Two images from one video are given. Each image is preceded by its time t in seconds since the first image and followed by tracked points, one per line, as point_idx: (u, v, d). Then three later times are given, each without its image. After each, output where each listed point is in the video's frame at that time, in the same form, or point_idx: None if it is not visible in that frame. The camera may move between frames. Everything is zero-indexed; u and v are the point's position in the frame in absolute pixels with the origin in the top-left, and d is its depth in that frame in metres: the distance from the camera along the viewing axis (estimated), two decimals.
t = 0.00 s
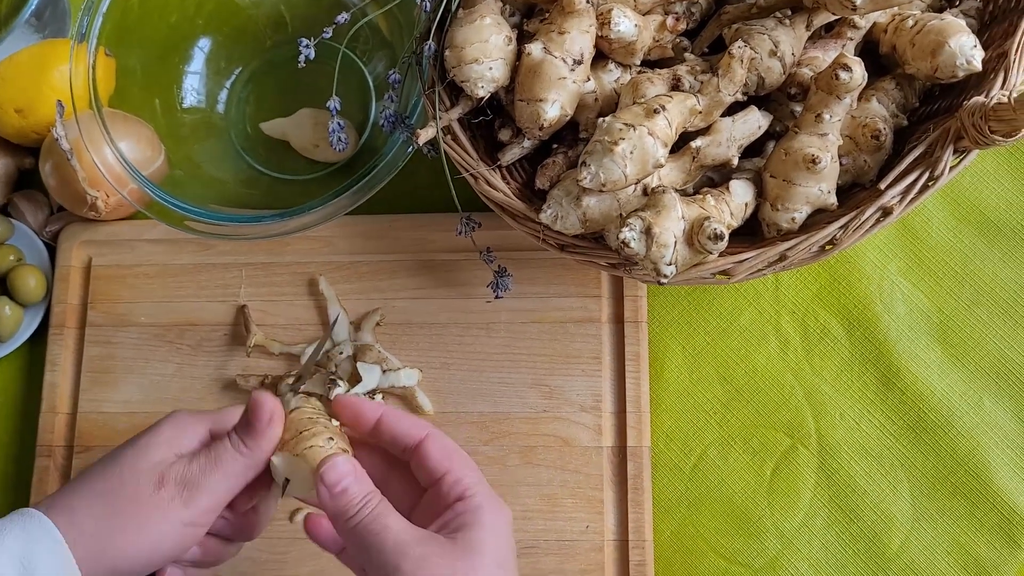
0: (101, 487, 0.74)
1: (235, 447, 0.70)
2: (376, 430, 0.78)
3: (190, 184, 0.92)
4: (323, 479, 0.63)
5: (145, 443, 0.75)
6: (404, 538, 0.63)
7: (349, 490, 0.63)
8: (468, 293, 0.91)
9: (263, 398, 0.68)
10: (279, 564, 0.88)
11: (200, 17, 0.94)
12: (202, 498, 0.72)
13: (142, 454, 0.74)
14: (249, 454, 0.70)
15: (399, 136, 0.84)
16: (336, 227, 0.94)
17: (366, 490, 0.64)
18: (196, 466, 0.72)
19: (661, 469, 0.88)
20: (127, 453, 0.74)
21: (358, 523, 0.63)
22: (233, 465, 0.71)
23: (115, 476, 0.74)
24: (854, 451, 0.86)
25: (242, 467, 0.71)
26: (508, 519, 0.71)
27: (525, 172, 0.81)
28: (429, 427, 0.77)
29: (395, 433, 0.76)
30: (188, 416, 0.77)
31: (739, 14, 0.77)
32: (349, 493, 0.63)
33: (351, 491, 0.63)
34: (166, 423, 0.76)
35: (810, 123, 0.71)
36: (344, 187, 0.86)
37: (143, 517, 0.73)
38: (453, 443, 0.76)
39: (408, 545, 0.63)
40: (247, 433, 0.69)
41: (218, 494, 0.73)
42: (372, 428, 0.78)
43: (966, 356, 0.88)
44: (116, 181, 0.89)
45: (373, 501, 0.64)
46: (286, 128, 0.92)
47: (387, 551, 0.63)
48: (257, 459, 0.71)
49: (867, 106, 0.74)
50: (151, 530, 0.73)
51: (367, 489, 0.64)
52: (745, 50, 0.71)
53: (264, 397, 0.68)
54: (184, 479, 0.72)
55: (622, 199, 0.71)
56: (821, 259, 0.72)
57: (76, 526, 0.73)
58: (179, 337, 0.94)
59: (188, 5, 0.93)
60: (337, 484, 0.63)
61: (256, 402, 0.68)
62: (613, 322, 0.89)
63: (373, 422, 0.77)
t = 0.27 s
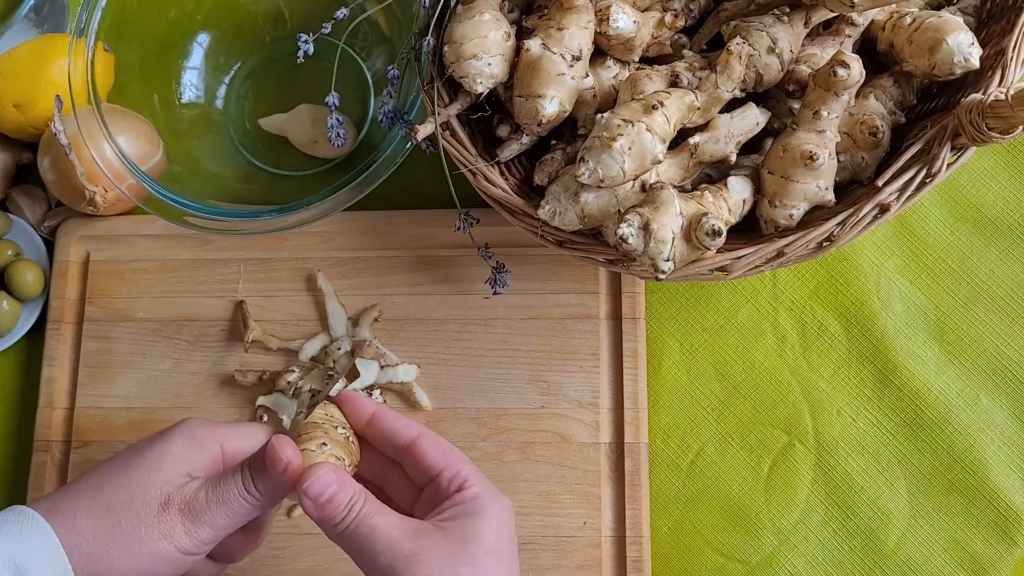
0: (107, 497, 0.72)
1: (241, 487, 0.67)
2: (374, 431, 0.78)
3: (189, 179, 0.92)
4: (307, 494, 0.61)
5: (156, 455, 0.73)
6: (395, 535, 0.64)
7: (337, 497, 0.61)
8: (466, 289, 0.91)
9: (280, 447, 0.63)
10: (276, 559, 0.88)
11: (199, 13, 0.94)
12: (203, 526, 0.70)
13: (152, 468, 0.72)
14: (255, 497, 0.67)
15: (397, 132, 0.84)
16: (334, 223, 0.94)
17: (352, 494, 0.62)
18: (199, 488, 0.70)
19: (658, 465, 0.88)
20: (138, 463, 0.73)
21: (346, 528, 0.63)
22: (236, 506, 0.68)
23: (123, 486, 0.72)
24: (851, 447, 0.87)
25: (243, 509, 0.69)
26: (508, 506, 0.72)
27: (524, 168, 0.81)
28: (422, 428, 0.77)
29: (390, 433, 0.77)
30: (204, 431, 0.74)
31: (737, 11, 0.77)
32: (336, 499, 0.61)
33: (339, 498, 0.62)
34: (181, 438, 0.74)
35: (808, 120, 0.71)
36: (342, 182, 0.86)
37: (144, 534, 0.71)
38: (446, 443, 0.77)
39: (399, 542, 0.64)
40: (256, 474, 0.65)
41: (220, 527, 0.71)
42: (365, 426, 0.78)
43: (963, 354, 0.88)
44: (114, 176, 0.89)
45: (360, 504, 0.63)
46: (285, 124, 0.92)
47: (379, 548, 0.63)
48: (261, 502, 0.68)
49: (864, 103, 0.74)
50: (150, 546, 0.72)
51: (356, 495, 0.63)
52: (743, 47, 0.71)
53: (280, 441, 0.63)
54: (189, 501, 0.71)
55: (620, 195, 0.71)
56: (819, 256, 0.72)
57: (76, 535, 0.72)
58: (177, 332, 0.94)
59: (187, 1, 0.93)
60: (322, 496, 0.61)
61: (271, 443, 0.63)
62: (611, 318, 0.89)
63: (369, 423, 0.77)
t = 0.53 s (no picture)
0: (126, 515, 0.69)
1: (259, 463, 0.67)
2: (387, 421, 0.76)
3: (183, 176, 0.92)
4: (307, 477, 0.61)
5: (167, 464, 0.70)
6: (389, 524, 0.64)
7: (336, 482, 0.62)
8: (461, 286, 0.91)
9: (294, 423, 0.64)
10: (271, 555, 0.88)
11: (195, 8, 0.94)
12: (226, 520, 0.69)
13: (167, 476, 0.70)
14: (275, 471, 0.67)
15: (393, 128, 0.84)
16: (329, 219, 0.94)
17: (352, 480, 0.63)
18: (216, 481, 0.69)
19: (652, 461, 0.88)
20: (150, 474, 0.70)
21: (342, 512, 0.63)
22: (256, 485, 0.68)
23: (142, 500, 0.69)
24: (844, 444, 0.87)
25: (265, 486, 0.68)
26: (503, 502, 0.72)
27: (519, 165, 0.81)
28: (434, 419, 0.76)
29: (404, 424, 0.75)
30: (207, 429, 0.73)
31: (732, 9, 0.78)
32: (335, 484, 0.62)
33: (338, 483, 0.62)
34: (189, 441, 0.72)
35: (802, 117, 0.71)
36: (338, 178, 0.86)
37: (170, 543, 0.69)
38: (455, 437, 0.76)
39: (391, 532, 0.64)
40: (272, 450, 0.66)
41: (241, 515, 0.70)
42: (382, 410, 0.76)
43: (956, 351, 0.88)
44: (109, 171, 0.89)
45: (358, 489, 0.63)
46: (280, 120, 0.92)
47: (372, 536, 0.64)
48: (279, 474, 0.68)
49: (859, 101, 0.74)
50: (178, 555, 0.69)
51: (355, 481, 0.63)
52: (739, 44, 0.71)
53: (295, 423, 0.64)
54: (210, 499, 0.69)
55: (615, 191, 0.71)
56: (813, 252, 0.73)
57: (102, 555, 0.68)
58: (172, 327, 0.94)
59: None
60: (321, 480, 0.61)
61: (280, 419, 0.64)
62: (606, 315, 0.90)
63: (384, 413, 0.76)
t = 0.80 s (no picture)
0: (110, 494, 0.67)
1: (253, 441, 0.68)
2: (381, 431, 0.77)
3: (178, 171, 0.92)
4: (325, 465, 0.63)
5: (155, 446, 0.69)
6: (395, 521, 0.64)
7: (350, 474, 0.63)
8: (458, 282, 0.91)
9: (297, 400, 0.69)
10: (266, 551, 0.88)
11: (192, 2, 0.93)
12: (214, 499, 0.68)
13: (157, 454, 0.69)
14: (267, 452, 0.68)
15: (391, 123, 0.83)
16: (327, 214, 0.93)
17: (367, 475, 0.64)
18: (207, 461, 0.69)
19: (650, 458, 0.88)
20: (141, 452, 0.69)
21: (353, 506, 0.64)
22: (246, 466, 0.68)
23: (127, 479, 0.68)
24: (842, 442, 0.87)
25: (255, 467, 0.68)
26: (498, 501, 0.71)
27: (518, 160, 0.81)
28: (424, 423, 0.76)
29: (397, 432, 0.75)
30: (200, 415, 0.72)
31: (732, 5, 0.77)
32: (349, 476, 0.63)
33: (352, 476, 0.63)
34: (179, 424, 0.71)
35: (802, 113, 0.71)
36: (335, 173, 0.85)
37: (154, 522, 0.67)
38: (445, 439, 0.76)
39: (398, 528, 0.64)
40: (268, 428, 0.69)
41: (229, 495, 0.69)
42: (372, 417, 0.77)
43: (954, 349, 0.88)
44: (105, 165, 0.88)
45: (373, 484, 0.64)
46: (277, 115, 0.92)
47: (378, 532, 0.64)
48: (272, 456, 0.69)
49: (858, 97, 0.74)
50: (163, 534, 0.68)
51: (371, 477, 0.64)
52: (739, 39, 0.71)
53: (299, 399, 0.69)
54: (199, 479, 0.68)
55: (614, 186, 0.71)
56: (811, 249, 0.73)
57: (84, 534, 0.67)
58: (167, 323, 0.94)
59: None
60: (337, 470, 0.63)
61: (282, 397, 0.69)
62: (604, 312, 0.89)
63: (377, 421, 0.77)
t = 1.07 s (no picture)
0: (105, 495, 0.70)
1: (247, 476, 0.64)
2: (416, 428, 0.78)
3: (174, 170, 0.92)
4: (325, 479, 0.65)
5: (152, 452, 0.71)
6: (406, 519, 0.65)
7: (352, 483, 0.65)
8: (455, 282, 0.91)
9: (283, 435, 0.60)
10: (262, 550, 0.88)
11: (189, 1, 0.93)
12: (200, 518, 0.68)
13: (150, 466, 0.70)
14: (260, 490, 0.65)
15: (387, 123, 0.83)
16: (323, 214, 0.93)
17: (368, 483, 0.65)
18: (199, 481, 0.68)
19: (646, 459, 0.88)
20: (134, 462, 0.71)
21: (360, 512, 0.65)
22: (238, 497, 0.66)
23: (120, 484, 0.70)
24: (838, 443, 0.87)
25: (249, 500, 0.66)
26: (525, 505, 0.70)
27: (515, 161, 0.81)
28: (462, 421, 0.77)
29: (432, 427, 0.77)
30: (201, 427, 0.73)
31: (729, 7, 0.77)
32: (352, 485, 0.65)
33: (355, 485, 0.65)
34: (178, 433, 0.72)
35: (799, 115, 0.71)
36: (331, 173, 0.85)
37: (143, 528, 0.69)
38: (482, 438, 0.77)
39: (409, 526, 0.64)
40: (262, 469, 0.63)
41: (217, 520, 0.68)
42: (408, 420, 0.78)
43: (950, 351, 0.88)
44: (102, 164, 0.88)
45: (375, 490, 0.65)
46: (274, 114, 0.92)
47: (388, 531, 0.64)
48: (266, 495, 0.65)
49: (855, 99, 0.74)
50: (149, 542, 0.70)
51: (376, 484, 0.66)
52: (736, 41, 0.71)
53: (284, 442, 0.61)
54: (189, 495, 0.68)
55: (611, 187, 0.71)
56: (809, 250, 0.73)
57: (72, 533, 0.69)
58: (163, 322, 0.94)
59: None
60: (338, 483, 0.65)
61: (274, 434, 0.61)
62: (600, 312, 0.89)
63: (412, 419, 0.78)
